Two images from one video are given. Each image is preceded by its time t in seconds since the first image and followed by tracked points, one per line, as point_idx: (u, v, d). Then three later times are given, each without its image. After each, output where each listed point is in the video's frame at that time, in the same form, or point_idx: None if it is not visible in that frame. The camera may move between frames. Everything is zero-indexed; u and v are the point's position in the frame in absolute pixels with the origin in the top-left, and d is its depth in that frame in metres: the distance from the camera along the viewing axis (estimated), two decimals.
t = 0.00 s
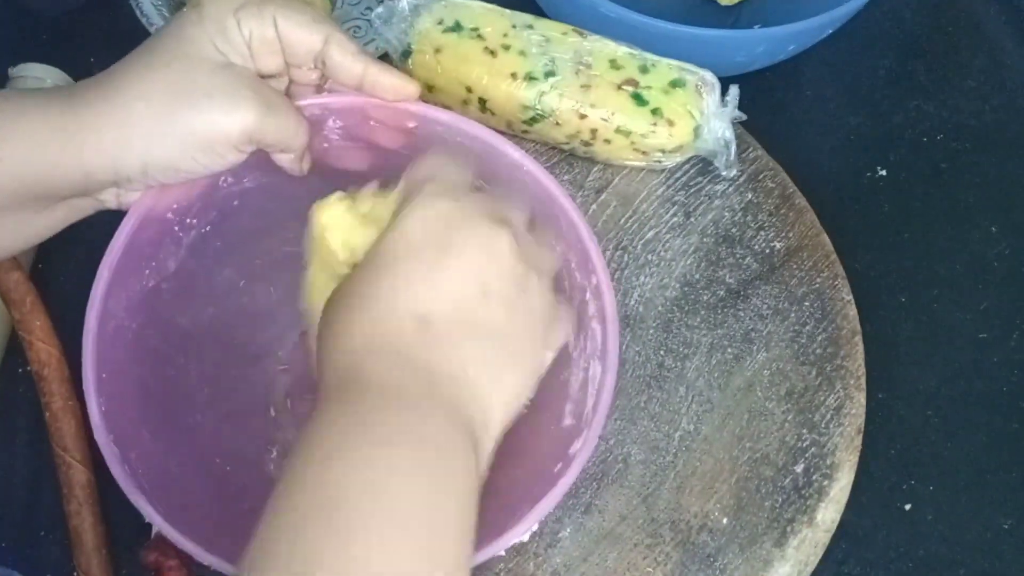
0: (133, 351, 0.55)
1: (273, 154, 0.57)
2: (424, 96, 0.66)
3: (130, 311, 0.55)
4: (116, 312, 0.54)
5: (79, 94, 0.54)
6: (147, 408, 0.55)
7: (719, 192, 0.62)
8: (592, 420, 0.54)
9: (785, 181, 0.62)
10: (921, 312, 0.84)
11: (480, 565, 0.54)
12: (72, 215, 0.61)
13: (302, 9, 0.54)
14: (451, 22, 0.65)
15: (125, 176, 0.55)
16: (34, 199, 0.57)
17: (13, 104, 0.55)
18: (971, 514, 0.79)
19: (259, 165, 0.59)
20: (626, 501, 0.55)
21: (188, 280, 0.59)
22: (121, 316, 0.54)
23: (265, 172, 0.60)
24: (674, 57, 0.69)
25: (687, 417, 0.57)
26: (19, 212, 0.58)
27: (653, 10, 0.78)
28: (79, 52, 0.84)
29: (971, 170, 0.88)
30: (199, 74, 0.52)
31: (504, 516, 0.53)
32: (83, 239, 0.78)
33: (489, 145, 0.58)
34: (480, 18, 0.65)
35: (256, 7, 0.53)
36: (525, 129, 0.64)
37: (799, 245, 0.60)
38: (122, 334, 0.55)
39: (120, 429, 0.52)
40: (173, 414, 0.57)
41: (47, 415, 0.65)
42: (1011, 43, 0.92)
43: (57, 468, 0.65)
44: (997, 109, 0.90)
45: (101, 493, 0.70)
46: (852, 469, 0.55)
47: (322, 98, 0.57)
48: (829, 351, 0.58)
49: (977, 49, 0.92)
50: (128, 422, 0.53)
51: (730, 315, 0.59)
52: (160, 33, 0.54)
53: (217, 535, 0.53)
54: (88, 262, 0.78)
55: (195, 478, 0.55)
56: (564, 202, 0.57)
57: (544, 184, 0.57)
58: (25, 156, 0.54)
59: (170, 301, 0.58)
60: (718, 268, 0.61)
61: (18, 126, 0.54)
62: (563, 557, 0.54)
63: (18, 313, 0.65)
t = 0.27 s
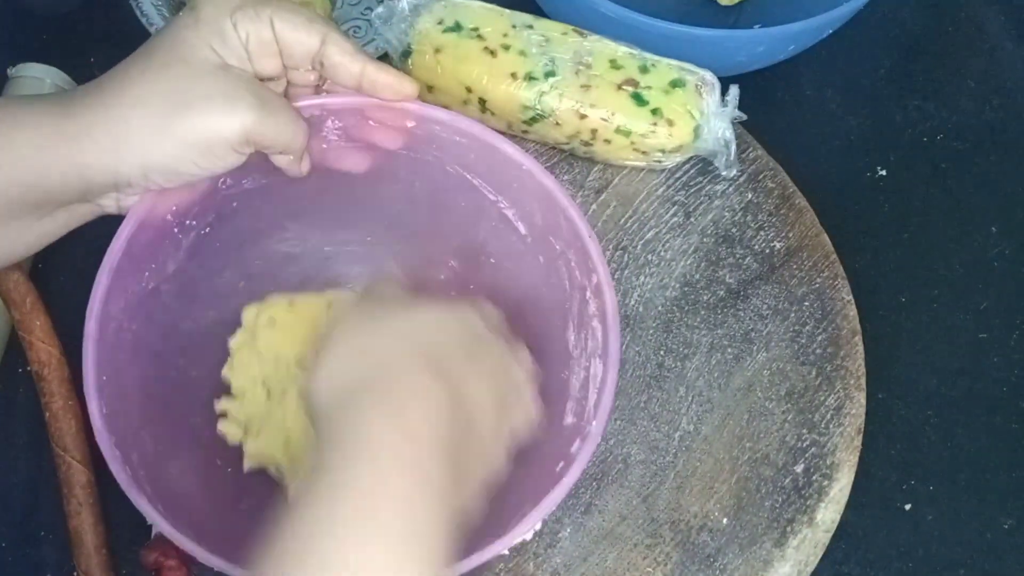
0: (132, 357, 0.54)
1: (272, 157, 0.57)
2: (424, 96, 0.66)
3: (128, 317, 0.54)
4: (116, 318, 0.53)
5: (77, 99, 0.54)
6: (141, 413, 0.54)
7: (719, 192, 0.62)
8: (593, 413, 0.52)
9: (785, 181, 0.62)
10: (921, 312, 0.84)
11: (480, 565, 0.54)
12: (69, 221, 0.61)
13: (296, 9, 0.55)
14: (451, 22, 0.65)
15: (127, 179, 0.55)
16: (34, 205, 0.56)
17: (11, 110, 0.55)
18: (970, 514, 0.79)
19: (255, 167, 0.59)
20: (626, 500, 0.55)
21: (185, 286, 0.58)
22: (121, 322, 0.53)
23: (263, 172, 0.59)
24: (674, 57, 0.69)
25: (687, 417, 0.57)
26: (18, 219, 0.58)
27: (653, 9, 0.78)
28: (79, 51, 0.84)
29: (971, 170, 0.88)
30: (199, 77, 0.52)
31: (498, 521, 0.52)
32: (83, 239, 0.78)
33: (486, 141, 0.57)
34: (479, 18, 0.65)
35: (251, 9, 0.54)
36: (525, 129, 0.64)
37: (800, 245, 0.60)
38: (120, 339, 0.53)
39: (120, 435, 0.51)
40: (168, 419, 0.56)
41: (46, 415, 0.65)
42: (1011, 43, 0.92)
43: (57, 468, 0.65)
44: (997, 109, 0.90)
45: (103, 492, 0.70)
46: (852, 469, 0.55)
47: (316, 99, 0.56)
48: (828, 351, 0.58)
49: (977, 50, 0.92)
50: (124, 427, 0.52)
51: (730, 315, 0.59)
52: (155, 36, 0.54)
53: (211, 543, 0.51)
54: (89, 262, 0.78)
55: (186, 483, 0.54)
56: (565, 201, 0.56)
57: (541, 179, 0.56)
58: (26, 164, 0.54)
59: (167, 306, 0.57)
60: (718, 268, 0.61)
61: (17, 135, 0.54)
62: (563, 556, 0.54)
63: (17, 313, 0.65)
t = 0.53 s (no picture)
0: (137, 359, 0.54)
1: (263, 153, 0.57)
2: (424, 98, 0.66)
3: (132, 319, 0.54)
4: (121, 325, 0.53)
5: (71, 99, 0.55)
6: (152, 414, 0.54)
7: (717, 193, 0.63)
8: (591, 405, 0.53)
9: (782, 182, 0.63)
10: (918, 312, 0.84)
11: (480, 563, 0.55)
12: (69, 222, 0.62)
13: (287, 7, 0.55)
14: (451, 24, 0.65)
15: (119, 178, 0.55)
16: (29, 205, 0.57)
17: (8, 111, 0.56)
18: (968, 513, 0.80)
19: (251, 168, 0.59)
20: (625, 499, 0.56)
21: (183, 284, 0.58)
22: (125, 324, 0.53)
23: (257, 174, 0.60)
24: (673, 58, 0.70)
25: (686, 415, 0.57)
26: (15, 220, 0.58)
27: (652, 12, 0.79)
28: (81, 53, 0.85)
29: (968, 171, 0.88)
30: (188, 73, 0.52)
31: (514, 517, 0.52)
32: (86, 239, 0.79)
33: (474, 137, 0.58)
34: (479, 20, 0.66)
35: (241, 6, 0.54)
36: (525, 131, 0.65)
37: (797, 246, 0.61)
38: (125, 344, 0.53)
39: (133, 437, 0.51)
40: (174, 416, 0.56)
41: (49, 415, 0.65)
42: (1009, 44, 0.93)
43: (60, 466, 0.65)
44: (994, 110, 0.90)
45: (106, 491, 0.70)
46: (849, 468, 0.56)
47: (303, 96, 0.57)
48: (825, 350, 0.58)
49: (974, 51, 0.92)
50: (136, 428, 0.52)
51: (728, 314, 0.60)
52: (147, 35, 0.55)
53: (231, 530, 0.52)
54: (91, 262, 0.78)
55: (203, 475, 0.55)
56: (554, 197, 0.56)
57: (525, 170, 0.57)
58: (20, 163, 0.55)
59: (170, 305, 0.57)
60: (716, 268, 0.61)
61: (13, 135, 0.55)
62: (562, 554, 0.55)
63: (20, 313, 0.65)
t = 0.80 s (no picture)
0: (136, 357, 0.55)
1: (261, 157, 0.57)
2: (424, 96, 0.66)
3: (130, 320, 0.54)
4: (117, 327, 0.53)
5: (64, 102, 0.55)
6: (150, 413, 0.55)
7: (718, 192, 0.62)
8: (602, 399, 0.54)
9: (784, 181, 0.62)
10: (920, 312, 0.84)
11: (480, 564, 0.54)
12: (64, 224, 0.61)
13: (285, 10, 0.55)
14: (451, 22, 0.65)
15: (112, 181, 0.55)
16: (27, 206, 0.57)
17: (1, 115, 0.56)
18: (970, 514, 0.79)
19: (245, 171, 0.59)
20: (626, 500, 0.55)
21: (184, 287, 0.58)
22: (119, 328, 0.53)
23: (254, 176, 0.59)
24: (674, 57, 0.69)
25: (687, 416, 0.57)
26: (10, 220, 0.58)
27: (652, 10, 0.78)
28: (79, 51, 0.84)
29: (970, 170, 0.88)
30: (182, 77, 0.52)
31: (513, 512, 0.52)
32: (84, 239, 0.78)
33: (477, 138, 0.57)
34: (479, 18, 0.65)
35: (238, 10, 0.53)
36: (525, 130, 0.64)
37: (798, 245, 0.61)
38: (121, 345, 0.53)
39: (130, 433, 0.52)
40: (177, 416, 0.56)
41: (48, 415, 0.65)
42: (1011, 43, 0.92)
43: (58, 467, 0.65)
44: (996, 109, 0.90)
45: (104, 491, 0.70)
46: (851, 468, 0.55)
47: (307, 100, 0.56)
48: (827, 351, 0.58)
49: (976, 50, 0.92)
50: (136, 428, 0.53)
51: (729, 314, 0.60)
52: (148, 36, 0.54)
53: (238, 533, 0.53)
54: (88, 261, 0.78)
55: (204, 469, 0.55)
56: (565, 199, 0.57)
57: (534, 171, 0.57)
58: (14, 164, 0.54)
59: (168, 309, 0.57)
60: (717, 268, 0.61)
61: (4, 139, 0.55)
62: (563, 556, 0.54)
63: (18, 313, 0.64)
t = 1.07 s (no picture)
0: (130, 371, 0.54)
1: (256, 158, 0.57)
2: (424, 96, 0.66)
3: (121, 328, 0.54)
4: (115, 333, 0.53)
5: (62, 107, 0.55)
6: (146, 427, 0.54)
7: (719, 192, 0.62)
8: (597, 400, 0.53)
9: (784, 181, 0.62)
10: (921, 312, 0.84)
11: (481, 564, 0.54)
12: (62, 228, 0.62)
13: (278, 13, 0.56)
14: (451, 22, 0.65)
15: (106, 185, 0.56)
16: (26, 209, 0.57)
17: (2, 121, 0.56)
18: (970, 514, 0.79)
19: (244, 170, 0.59)
20: (626, 500, 0.55)
21: (177, 291, 0.57)
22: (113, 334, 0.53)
23: (249, 178, 0.59)
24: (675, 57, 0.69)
25: (687, 417, 0.57)
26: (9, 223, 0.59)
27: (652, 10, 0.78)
28: (79, 51, 0.84)
29: (971, 170, 0.88)
30: (173, 81, 0.52)
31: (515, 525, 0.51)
32: (84, 239, 0.78)
33: (472, 134, 0.57)
34: (480, 18, 0.65)
35: (230, 12, 0.54)
36: (525, 130, 0.64)
37: (799, 245, 0.60)
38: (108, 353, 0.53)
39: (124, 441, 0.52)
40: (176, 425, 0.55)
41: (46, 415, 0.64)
42: (1011, 42, 0.92)
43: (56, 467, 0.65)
44: (996, 108, 0.90)
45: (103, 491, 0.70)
46: (852, 469, 0.55)
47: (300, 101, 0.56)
48: (828, 351, 0.58)
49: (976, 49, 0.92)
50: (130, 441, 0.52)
51: (730, 315, 0.59)
52: (138, 41, 0.55)
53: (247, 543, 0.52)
54: (88, 262, 0.78)
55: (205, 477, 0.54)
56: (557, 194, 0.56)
57: (529, 168, 0.56)
58: (13, 170, 0.55)
59: (160, 313, 0.56)
60: (718, 268, 0.61)
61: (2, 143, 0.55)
62: (563, 556, 0.54)
63: (16, 314, 0.63)
